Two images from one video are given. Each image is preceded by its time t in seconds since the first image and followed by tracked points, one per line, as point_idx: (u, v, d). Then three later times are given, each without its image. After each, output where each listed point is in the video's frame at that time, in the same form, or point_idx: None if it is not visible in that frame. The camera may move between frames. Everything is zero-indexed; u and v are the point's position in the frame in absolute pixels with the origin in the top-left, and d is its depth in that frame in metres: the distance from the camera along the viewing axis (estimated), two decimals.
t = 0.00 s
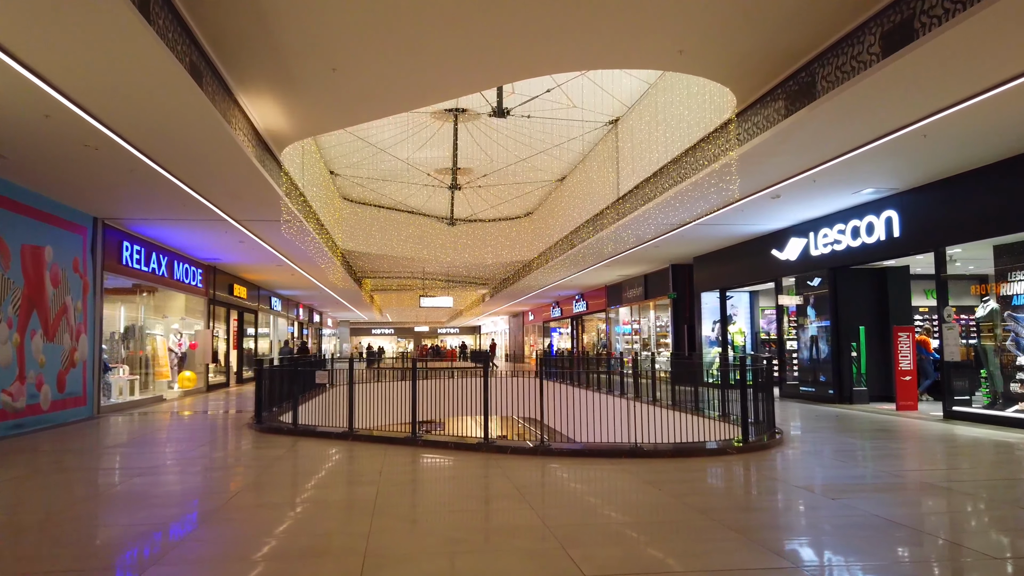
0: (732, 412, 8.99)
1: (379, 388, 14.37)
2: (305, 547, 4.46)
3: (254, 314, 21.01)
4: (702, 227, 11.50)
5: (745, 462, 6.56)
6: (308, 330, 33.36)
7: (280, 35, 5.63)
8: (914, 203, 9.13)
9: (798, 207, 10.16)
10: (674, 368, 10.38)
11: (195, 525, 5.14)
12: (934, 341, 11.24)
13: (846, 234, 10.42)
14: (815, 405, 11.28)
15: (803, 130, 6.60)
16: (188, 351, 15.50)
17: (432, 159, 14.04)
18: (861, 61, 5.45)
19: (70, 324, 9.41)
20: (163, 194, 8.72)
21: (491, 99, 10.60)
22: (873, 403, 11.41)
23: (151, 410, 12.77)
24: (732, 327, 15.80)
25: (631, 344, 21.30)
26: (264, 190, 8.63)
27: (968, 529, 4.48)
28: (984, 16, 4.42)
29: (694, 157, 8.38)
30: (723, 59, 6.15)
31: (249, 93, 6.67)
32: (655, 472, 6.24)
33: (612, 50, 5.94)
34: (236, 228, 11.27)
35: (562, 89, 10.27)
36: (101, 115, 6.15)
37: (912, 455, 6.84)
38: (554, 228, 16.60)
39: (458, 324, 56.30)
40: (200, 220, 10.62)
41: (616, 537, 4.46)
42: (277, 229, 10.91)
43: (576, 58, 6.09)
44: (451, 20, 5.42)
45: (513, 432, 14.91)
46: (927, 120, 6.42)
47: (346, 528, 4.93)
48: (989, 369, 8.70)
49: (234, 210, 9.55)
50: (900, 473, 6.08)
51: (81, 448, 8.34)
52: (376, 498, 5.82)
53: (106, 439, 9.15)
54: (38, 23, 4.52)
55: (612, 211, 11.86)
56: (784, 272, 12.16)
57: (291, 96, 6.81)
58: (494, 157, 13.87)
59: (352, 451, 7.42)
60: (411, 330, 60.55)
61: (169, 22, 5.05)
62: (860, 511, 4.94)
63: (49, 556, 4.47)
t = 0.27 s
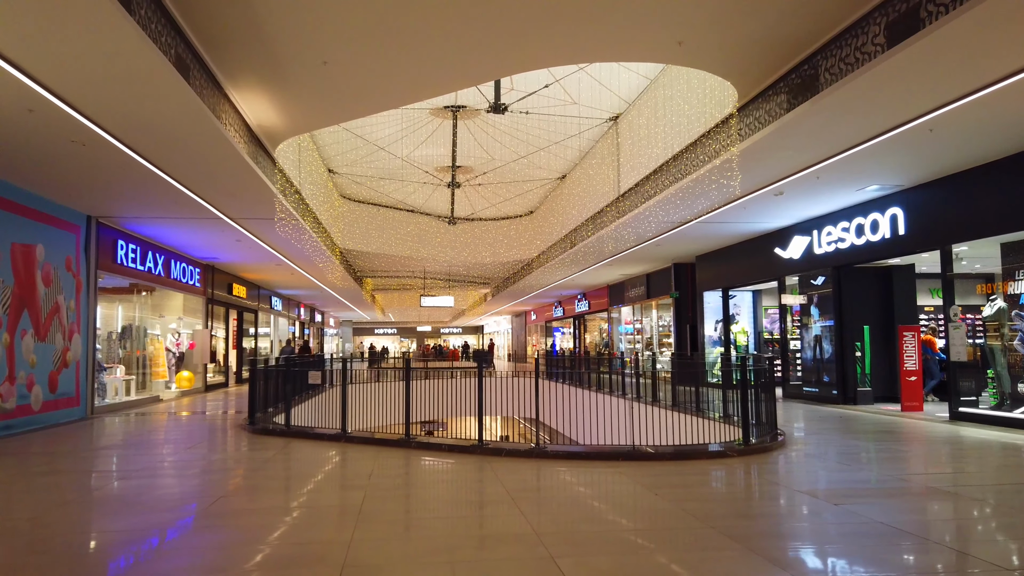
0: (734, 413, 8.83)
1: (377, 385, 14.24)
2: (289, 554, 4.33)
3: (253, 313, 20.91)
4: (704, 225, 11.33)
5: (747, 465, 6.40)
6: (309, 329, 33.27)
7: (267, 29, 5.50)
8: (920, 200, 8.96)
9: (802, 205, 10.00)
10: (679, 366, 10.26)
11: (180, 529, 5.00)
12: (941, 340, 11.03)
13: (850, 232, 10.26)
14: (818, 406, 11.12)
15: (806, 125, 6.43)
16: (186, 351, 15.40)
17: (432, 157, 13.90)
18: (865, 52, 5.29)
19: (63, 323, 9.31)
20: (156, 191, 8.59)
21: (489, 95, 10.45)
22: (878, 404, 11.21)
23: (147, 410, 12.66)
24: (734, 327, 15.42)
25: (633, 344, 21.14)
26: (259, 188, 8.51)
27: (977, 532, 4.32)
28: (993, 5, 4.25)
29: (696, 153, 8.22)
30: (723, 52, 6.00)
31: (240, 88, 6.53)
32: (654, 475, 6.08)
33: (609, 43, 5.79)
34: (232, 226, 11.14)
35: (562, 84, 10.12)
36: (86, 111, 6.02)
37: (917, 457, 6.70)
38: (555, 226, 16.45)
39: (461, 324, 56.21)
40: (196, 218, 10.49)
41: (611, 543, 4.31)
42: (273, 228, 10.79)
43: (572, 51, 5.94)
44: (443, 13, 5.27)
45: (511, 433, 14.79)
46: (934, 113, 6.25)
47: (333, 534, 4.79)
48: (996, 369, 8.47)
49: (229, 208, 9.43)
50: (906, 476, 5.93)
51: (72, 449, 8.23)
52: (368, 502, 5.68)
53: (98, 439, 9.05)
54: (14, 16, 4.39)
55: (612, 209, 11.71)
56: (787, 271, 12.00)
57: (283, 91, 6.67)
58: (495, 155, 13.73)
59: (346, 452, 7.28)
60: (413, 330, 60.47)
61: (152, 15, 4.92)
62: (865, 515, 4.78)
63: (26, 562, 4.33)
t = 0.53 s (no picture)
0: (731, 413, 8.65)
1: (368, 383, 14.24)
2: (265, 559, 4.18)
3: (249, 313, 20.76)
4: (702, 223, 11.18)
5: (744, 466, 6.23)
6: (307, 329, 33.13)
7: (248, 20, 5.34)
8: (921, 196, 8.79)
9: (801, 202, 9.84)
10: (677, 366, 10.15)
11: (156, 533, 4.85)
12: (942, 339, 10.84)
13: (850, 229, 10.10)
14: (818, 406, 10.94)
15: (803, 118, 6.27)
16: (180, 351, 15.27)
17: (427, 155, 13.76)
18: (864, 42, 5.12)
19: (49, 323, 9.17)
20: (143, 188, 8.45)
21: (482, 90, 10.29)
22: (879, 404, 11.03)
23: (137, 411, 12.51)
24: (733, 326, 15.25)
25: (632, 343, 20.97)
26: (247, 186, 8.36)
27: (980, 534, 4.16)
28: None
29: (692, 149, 8.06)
30: (718, 43, 5.84)
31: (224, 81, 6.37)
32: (648, 476, 5.92)
33: (600, 33, 5.64)
34: (224, 224, 10.99)
35: (556, 79, 9.96)
36: (64, 104, 5.87)
37: (919, 459, 6.55)
38: (552, 225, 16.29)
39: (461, 324, 56.09)
40: (185, 216, 10.34)
41: (600, 548, 4.16)
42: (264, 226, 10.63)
43: (563, 42, 5.79)
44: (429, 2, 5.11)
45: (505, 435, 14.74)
46: (935, 105, 6.08)
47: (314, 538, 4.63)
48: (998, 369, 8.32)
49: (218, 205, 9.28)
50: (907, 478, 5.79)
51: (56, 450, 8.08)
52: (353, 505, 5.52)
53: (84, 440, 8.90)
54: None
55: (609, 206, 11.55)
56: (786, 269, 11.84)
57: (268, 84, 6.51)
58: (491, 153, 13.57)
59: (334, 453, 7.13)
60: (413, 330, 60.32)
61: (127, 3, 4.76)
62: (864, 516, 4.61)
63: None
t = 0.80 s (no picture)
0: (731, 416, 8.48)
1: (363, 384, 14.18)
2: (244, 568, 4.04)
3: (248, 313, 20.66)
4: (703, 222, 11.01)
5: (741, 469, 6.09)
6: (309, 329, 33.05)
7: (231, 14, 5.20)
8: (926, 194, 8.62)
9: (804, 200, 9.68)
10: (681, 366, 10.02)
11: (134, 540, 4.71)
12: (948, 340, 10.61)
13: (853, 228, 9.93)
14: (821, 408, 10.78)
15: (804, 113, 6.10)
16: (176, 351, 15.19)
17: (426, 154, 13.63)
18: (865, 34, 4.96)
19: (40, 324, 9.06)
20: (133, 187, 8.32)
21: (478, 87, 10.14)
22: (882, 406, 10.90)
23: (132, 412, 12.40)
24: (734, 326, 15.12)
25: (634, 343, 20.82)
26: (239, 185, 8.22)
27: (988, 542, 4.01)
28: None
29: (691, 146, 7.89)
30: (716, 36, 5.68)
31: (211, 78, 6.22)
32: (643, 479, 5.76)
33: (594, 26, 5.48)
34: (219, 224, 10.88)
35: (554, 75, 9.81)
36: (46, 100, 5.74)
37: (923, 463, 6.40)
38: (552, 224, 16.15)
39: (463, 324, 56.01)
40: (179, 216, 10.21)
41: (592, 556, 4.01)
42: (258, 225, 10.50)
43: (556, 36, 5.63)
44: None
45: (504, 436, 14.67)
46: (940, 100, 5.92)
47: (297, 546, 4.49)
48: (1005, 370, 8.13)
49: (211, 204, 9.14)
50: (912, 483, 5.64)
51: (45, 453, 7.97)
52: (341, 510, 5.38)
53: (75, 442, 8.78)
54: None
55: (608, 205, 11.40)
56: (788, 269, 11.67)
57: (256, 80, 6.37)
58: (490, 151, 13.42)
59: (324, 456, 6.98)
60: (415, 330, 60.24)
61: None
62: (866, 522, 4.45)
63: None
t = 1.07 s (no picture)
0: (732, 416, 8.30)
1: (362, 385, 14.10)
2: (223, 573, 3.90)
3: (249, 312, 20.55)
4: (705, 219, 10.85)
5: (741, 470, 5.92)
6: (311, 329, 32.94)
7: (216, 4, 5.07)
8: (932, 190, 8.44)
9: (808, 196, 9.51)
10: (683, 366, 9.86)
11: (114, 542, 4.58)
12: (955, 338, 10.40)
13: (858, 225, 9.76)
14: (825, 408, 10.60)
15: (807, 106, 5.94)
16: (175, 351, 15.09)
17: (425, 152, 13.49)
18: (869, 22, 4.80)
19: (32, 323, 8.95)
20: (125, 184, 8.20)
21: (475, 82, 9.99)
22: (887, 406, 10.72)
23: (128, 412, 12.28)
24: (739, 326, 15.09)
25: (636, 343, 20.67)
26: (232, 182, 8.09)
27: (997, 548, 3.84)
28: None
29: (692, 141, 7.73)
30: (715, 26, 5.52)
31: (198, 71, 6.09)
32: (640, 480, 5.59)
33: (590, 16, 5.33)
34: (216, 223, 10.75)
35: (553, 70, 9.65)
36: (29, 93, 5.62)
37: (930, 465, 6.23)
38: (554, 222, 15.99)
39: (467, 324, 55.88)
40: (174, 214, 10.09)
41: (583, 562, 3.86)
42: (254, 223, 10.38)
43: (551, 26, 5.48)
44: None
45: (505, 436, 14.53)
46: (946, 92, 5.75)
47: (281, 549, 4.35)
48: (1013, 370, 7.92)
49: (205, 201, 9.02)
50: (918, 485, 5.49)
51: (35, 453, 7.85)
52: (329, 513, 5.23)
53: (66, 442, 8.67)
54: None
55: (609, 202, 11.24)
56: (792, 267, 11.50)
57: (245, 72, 6.23)
58: (490, 148, 13.27)
59: (315, 457, 6.83)
60: (419, 330, 60.14)
61: None
62: (868, 526, 4.30)
63: None
